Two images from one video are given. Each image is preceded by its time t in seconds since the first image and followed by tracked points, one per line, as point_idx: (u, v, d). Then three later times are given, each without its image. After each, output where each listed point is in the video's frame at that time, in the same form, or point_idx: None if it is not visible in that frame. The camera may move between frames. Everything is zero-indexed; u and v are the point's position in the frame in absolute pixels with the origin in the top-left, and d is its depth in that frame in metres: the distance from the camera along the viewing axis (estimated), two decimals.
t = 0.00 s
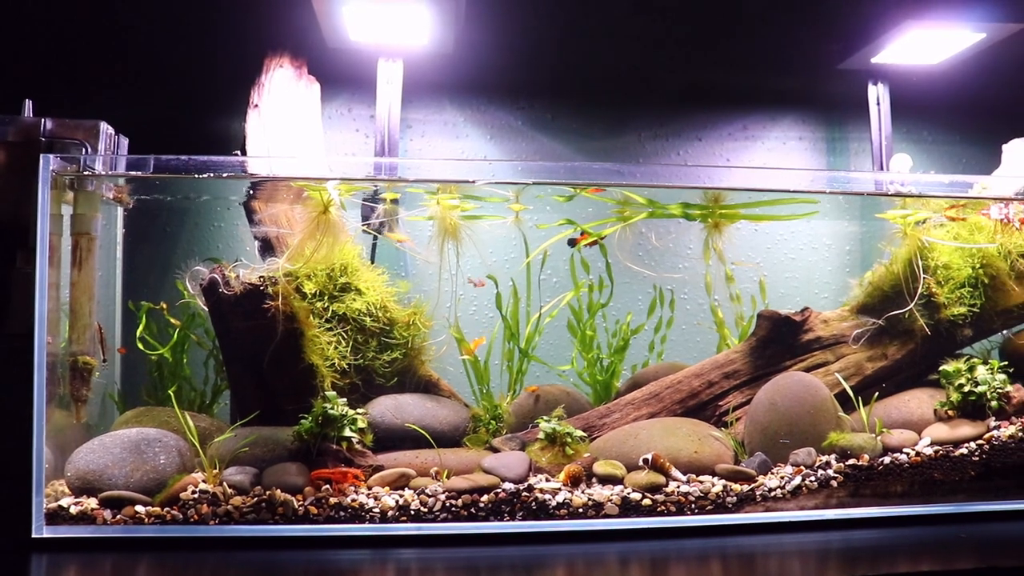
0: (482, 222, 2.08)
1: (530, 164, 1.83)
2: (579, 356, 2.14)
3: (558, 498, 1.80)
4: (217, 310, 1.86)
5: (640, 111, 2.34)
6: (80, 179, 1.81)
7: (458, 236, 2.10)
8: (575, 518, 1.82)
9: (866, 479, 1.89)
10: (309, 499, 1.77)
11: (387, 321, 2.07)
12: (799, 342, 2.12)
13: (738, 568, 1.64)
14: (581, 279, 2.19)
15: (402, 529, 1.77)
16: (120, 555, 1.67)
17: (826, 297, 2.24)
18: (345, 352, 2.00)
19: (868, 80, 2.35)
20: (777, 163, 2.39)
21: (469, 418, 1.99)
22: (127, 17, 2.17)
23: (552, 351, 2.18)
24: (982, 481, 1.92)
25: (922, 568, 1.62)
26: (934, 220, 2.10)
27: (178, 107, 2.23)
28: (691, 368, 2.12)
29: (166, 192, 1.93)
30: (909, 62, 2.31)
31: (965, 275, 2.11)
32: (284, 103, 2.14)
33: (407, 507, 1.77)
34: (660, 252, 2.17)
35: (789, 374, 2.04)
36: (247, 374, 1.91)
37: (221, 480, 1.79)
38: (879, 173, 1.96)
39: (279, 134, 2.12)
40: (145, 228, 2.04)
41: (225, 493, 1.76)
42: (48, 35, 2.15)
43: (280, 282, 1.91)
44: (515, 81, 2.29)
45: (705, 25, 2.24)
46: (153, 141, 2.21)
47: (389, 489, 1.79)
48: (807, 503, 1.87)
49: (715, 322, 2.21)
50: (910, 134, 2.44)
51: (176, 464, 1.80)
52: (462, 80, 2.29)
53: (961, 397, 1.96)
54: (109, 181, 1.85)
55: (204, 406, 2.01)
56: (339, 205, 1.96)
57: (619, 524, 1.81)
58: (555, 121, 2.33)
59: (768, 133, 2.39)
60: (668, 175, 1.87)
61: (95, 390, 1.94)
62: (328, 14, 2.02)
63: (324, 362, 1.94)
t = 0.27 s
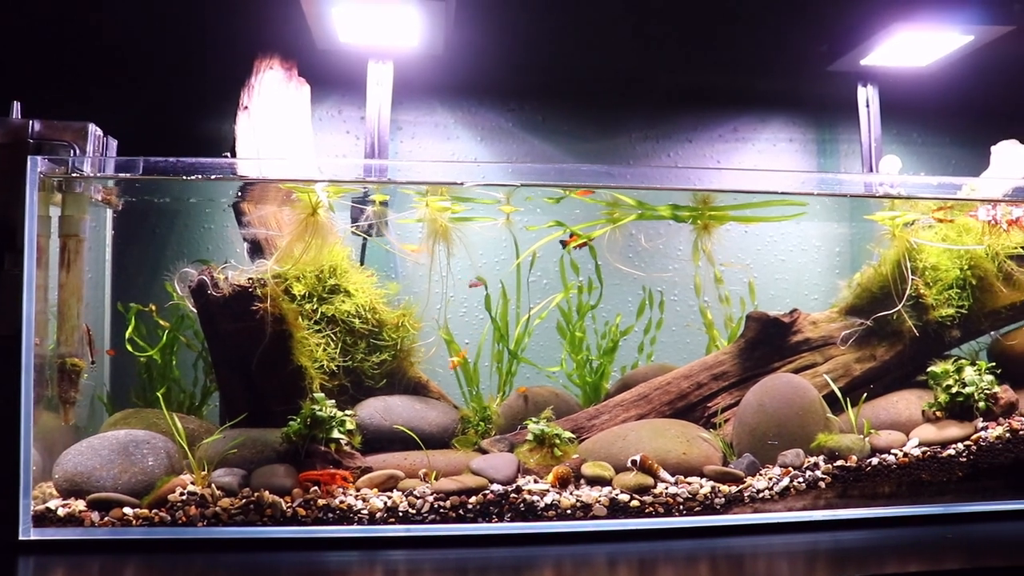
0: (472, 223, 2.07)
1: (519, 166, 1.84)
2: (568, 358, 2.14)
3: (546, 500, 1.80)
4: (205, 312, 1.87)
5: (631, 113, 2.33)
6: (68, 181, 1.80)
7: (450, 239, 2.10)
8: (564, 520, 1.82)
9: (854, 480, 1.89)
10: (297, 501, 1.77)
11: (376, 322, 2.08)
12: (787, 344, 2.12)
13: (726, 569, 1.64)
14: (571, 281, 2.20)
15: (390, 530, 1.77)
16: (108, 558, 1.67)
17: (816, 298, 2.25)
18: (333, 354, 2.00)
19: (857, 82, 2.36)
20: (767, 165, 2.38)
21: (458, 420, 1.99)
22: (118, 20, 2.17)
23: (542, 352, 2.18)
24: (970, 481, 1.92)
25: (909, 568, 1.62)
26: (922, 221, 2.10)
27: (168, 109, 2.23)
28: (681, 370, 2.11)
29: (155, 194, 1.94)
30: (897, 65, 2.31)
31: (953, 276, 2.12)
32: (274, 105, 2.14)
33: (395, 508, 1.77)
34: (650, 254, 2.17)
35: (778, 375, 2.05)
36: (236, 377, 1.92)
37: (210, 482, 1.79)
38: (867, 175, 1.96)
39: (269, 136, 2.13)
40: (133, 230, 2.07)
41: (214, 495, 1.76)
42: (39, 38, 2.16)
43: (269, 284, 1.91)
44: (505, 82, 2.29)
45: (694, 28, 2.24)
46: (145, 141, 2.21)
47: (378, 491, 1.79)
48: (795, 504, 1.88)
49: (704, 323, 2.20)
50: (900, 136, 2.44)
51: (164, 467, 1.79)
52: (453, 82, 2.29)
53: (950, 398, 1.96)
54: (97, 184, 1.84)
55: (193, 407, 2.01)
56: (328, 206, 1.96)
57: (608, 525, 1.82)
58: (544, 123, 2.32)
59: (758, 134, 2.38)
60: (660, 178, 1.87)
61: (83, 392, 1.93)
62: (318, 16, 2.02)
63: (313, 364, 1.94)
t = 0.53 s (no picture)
0: (463, 221, 2.09)
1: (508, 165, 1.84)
2: (558, 356, 2.15)
3: (535, 497, 1.80)
4: (194, 309, 1.85)
5: (622, 112, 2.33)
6: (56, 178, 1.79)
7: (440, 236, 2.10)
8: (553, 518, 1.81)
9: (843, 478, 1.88)
10: (286, 499, 1.76)
11: (365, 320, 2.09)
12: (777, 342, 2.12)
13: (714, 567, 1.64)
14: (561, 279, 2.20)
15: (378, 528, 1.76)
16: (95, 556, 1.66)
17: (807, 296, 2.26)
18: (322, 352, 2.01)
19: (847, 81, 2.36)
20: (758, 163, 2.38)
21: (447, 417, 2.01)
22: (107, 18, 2.17)
23: (531, 350, 2.20)
24: (957, 480, 1.91)
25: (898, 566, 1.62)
26: (912, 220, 2.10)
27: (158, 108, 2.22)
28: (670, 368, 2.12)
29: (144, 190, 1.92)
30: (888, 63, 2.31)
31: (942, 275, 2.13)
32: (263, 104, 2.14)
33: (384, 506, 1.76)
34: (640, 252, 2.18)
35: (767, 373, 2.04)
36: (226, 375, 1.91)
37: (198, 480, 1.78)
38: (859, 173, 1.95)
39: (258, 133, 2.13)
40: (123, 229, 2.09)
41: (201, 493, 1.75)
42: (29, 36, 2.16)
43: (257, 282, 1.89)
44: (496, 80, 2.28)
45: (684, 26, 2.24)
46: (135, 139, 2.21)
47: (366, 489, 1.78)
48: (783, 502, 1.87)
49: (693, 321, 2.23)
50: (891, 135, 2.45)
51: (152, 464, 1.79)
52: (444, 80, 2.28)
53: (938, 396, 1.96)
54: (86, 181, 1.84)
55: (182, 405, 2.02)
56: (316, 204, 1.94)
57: (597, 524, 1.80)
58: (536, 121, 2.31)
59: (749, 133, 2.39)
60: (651, 176, 1.87)
61: (72, 390, 1.92)
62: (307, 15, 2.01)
63: (302, 362, 1.94)
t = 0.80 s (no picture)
0: (454, 219, 2.06)
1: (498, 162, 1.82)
2: (548, 355, 2.16)
3: (523, 496, 1.78)
4: (183, 308, 1.85)
5: (612, 111, 2.33)
6: (43, 176, 1.77)
7: (431, 235, 2.09)
8: (541, 517, 1.79)
9: (832, 477, 1.87)
10: (273, 498, 1.75)
11: (354, 319, 2.10)
12: (767, 340, 2.12)
13: (703, 566, 1.63)
14: (551, 278, 2.21)
15: (366, 527, 1.74)
16: (81, 555, 1.64)
17: (797, 296, 2.27)
18: (311, 351, 2.01)
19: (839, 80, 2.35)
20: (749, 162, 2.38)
21: (436, 417, 2.01)
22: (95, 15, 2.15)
23: (521, 349, 2.21)
24: (945, 480, 1.91)
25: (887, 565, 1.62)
26: (902, 219, 2.08)
27: (147, 106, 2.22)
28: (660, 366, 2.13)
29: (132, 189, 1.91)
30: (879, 62, 2.31)
31: (932, 274, 2.14)
32: (253, 102, 2.13)
33: (372, 505, 1.76)
34: (631, 251, 2.16)
35: (757, 372, 2.05)
36: (215, 374, 1.90)
37: (185, 479, 1.77)
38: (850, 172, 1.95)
39: (249, 132, 2.12)
40: (113, 225, 2.04)
41: (188, 492, 1.74)
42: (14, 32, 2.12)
43: (245, 280, 1.88)
44: (487, 79, 2.28)
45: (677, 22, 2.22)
46: (125, 137, 2.21)
47: (355, 488, 1.78)
48: (772, 501, 1.85)
49: (683, 320, 2.24)
50: (882, 135, 2.46)
51: (140, 462, 1.78)
52: (434, 79, 2.28)
53: (928, 396, 1.96)
54: (73, 178, 1.81)
55: (171, 403, 2.02)
56: (304, 202, 1.93)
57: (586, 523, 1.79)
58: (527, 120, 2.32)
59: (741, 132, 2.39)
60: (642, 174, 1.87)
61: (60, 389, 1.91)
62: (297, 12, 2.00)
63: (290, 361, 1.95)
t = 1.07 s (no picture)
0: (446, 221, 2.06)
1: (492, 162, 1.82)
2: (539, 356, 2.17)
3: (513, 499, 1.77)
4: (172, 308, 1.84)
5: (605, 112, 2.32)
6: (32, 175, 1.78)
7: (423, 236, 2.09)
8: (531, 520, 1.78)
9: (823, 481, 1.87)
10: (262, 499, 1.73)
11: (345, 320, 2.08)
12: (759, 343, 2.12)
13: (693, 569, 1.62)
14: (542, 279, 2.20)
15: (355, 529, 1.72)
16: (68, 556, 1.62)
17: (791, 298, 2.28)
18: (301, 351, 2.00)
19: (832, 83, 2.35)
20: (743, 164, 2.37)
21: (426, 418, 2.01)
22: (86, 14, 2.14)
23: (513, 351, 2.22)
24: (939, 482, 1.91)
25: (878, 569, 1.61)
26: (894, 222, 2.11)
27: (138, 105, 2.20)
28: (651, 369, 2.12)
29: (122, 189, 1.91)
30: (872, 65, 2.32)
31: (924, 277, 2.12)
32: (245, 102, 2.12)
33: (361, 507, 1.74)
34: (624, 254, 2.15)
35: (749, 375, 2.04)
36: (205, 376, 1.90)
37: (173, 480, 1.76)
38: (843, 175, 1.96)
39: (240, 132, 2.11)
40: (104, 226, 1.99)
41: (177, 493, 1.73)
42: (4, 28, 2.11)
43: (236, 280, 1.87)
44: (480, 79, 2.27)
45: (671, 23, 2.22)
46: (114, 135, 2.18)
47: (344, 490, 1.77)
48: (763, 505, 1.85)
49: (675, 322, 2.23)
50: (876, 138, 2.45)
51: (128, 464, 1.78)
52: (427, 79, 2.27)
53: (919, 399, 1.95)
54: (62, 177, 1.81)
55: (160, 404, 2.01)
56: (295, 203, 1.93)
57: (577, 525, 1.77)
58: (520, 121, 2.30)
59: (734, 134, 2.38)
60: (635, 176, 1.86)
61: (47, 390, 1.91)
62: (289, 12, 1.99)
63: (280, 362, 1.93)
